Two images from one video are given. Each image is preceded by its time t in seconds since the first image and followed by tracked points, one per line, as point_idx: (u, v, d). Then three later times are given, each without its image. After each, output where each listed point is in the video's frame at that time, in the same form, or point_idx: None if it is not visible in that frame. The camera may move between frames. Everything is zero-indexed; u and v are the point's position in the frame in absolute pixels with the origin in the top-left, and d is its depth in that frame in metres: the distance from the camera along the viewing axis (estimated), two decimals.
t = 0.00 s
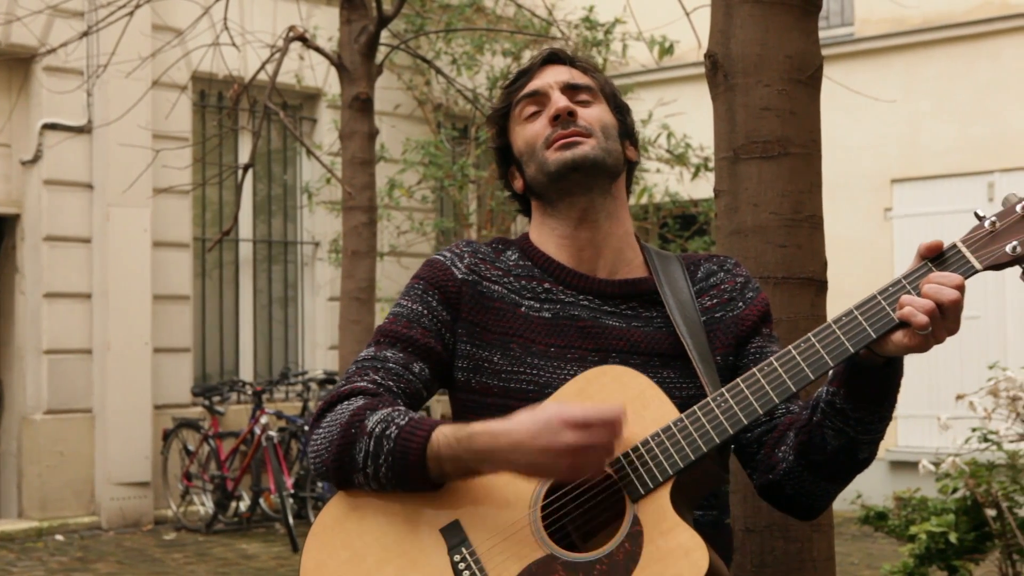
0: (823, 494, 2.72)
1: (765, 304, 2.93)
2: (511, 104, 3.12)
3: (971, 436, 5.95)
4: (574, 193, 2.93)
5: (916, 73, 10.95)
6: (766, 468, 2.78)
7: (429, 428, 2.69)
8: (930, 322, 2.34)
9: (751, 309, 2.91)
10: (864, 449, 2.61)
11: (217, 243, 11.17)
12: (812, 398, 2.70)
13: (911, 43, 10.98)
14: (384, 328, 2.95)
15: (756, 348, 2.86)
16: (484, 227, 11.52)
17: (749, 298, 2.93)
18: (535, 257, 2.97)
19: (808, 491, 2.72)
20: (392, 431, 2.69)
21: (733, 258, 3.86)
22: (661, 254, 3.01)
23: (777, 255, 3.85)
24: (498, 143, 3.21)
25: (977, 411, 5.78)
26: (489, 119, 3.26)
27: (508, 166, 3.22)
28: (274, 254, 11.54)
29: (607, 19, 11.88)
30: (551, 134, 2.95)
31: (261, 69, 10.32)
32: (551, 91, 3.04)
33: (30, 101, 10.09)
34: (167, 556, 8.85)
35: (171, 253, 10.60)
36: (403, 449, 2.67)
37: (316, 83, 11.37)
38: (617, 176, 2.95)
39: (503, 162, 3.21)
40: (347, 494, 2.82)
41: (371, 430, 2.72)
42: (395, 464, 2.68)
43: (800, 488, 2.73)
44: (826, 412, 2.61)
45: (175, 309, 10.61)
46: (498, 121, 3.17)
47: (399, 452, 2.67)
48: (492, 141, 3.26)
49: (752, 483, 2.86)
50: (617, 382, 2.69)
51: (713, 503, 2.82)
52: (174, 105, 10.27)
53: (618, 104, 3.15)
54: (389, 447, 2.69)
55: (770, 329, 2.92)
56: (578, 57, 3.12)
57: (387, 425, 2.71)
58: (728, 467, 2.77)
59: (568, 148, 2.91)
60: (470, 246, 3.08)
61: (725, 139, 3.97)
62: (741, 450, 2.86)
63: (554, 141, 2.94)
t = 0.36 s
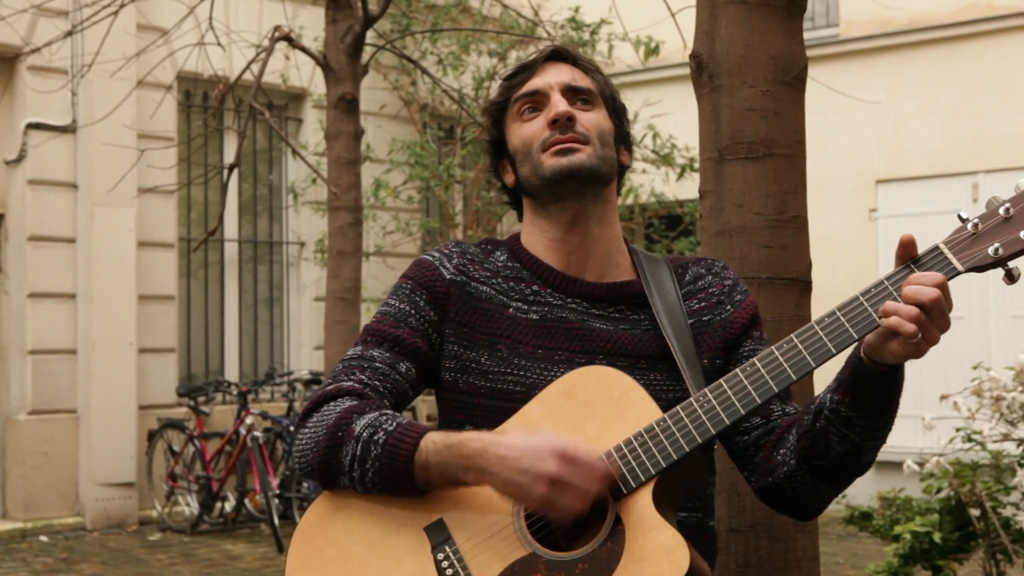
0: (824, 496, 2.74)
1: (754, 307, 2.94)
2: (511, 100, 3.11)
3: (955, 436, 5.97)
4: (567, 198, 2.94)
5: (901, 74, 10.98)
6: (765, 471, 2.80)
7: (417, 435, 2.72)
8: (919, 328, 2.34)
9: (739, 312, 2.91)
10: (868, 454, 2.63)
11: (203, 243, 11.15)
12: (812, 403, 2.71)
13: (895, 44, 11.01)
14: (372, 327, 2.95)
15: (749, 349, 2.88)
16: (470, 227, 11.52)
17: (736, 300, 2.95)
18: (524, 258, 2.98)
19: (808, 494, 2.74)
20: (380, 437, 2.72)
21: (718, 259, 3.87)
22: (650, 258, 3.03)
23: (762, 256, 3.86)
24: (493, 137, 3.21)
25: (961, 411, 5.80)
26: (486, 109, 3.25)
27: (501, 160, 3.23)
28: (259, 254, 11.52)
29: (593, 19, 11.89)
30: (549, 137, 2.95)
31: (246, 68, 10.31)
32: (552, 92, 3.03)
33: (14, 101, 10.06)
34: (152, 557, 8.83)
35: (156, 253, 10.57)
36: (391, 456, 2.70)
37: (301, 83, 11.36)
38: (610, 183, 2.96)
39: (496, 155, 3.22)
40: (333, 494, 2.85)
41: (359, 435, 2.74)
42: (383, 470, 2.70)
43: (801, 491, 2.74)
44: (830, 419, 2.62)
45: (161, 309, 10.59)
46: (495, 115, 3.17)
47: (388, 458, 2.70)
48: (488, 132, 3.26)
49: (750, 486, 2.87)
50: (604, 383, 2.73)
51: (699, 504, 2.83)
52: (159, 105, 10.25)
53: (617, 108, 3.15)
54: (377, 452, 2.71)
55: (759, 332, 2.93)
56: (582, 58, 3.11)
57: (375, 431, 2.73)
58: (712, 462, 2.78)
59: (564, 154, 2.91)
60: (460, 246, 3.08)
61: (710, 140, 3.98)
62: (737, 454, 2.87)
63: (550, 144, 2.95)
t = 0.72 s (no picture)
0: (800, 499, 2.74)
1: (740, 310, 2.95)
2: (510, 98, 3.10)
3: (938, 436, 5.99)
4: (562, 202, 2.94)
5: (885, 75, 11.02)
6: (741, 472, 2.80)
7: (412, 435, 2.72)
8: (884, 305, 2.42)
9: (726, 314, 2.92)
10: (843, 458, 2.65)
11: (188, 243, 11.12)
12: (791, 404, 2.73)
13: (880, 46, 11.05)
14: (363, 325, 2.95)
15: (731, 352, 2.88)
16: (455, 228, 11.52)
17: (723, 303, 2.96)
18: (514, 260, 2.98)
19: (782, 496, 2.74)
20: (375, 436, 2.72)
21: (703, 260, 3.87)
22: (639, 260, 3.04)
23: (746, 256, 3.87)
24: (486, 133, 3.19)
25: (945, 410, 5.81)
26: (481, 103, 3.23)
27: (491, 156, 3.22)
28: (244, 254, 11.50)
29: (578, 20, 11.90)
30: (549, 140, 2.94)
31: (231, 69, 10.29)
32: (554, 96, 3.02)
33: None
34: (136, 558, 8.80)
35: (141, 253, 10.55)
36: (384, 457, 2.70)
37: (287, 83, 11.34)
38: (604, 191, 2.97)
39: (487, 151, 3.20)
40: (322, 493, 2.85)
41: (353, 434, 2.74)
42: (376, 472, 2.71)
43: (775, 493, 2.75)
44: (808, 419, 2.64)
45: (146, 309, 10.56)
46: (491, 110, 3.15)
47: (381, 459, 2.70)
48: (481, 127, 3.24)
49: (726, 488, 2.87)
50: (591, 383, 2.73)
51: (685, 505, 2.84)
52: (143, 104, 10.22)
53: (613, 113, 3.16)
54: (370, 452, 2.71)
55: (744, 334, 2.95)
56: (583, 62, 3.10)
57: (369, 431, 2.73)
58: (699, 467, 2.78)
59: (563, 161, 2.91)
60: (450, 246, 3.08)
61: (695, 140, 3.98)
62: (716, 454, 2.88)
63: (549, 148, 2.94)
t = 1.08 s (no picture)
0: (775, 502, 2.77)
1: (728, 310, 2.97)
2: (514, 94, 3.04)
3: (922, 436, 6.00)
4: (558, 207, 2.93)
5: (871, 76, 11.05)
6: (721, 469, 2.82)
7: (397, 437, 2.72)
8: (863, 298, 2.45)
9: (713, 314, 2.94)
10: (824, 466, 2.65)
11: (173, 243, 11.09)
12: (779, 407, 2.74)
13: (864, 47, 11.08)
14: (349, 330, 2.95)
15: (717, 351, 2.90)
16: (441, 228, 11.51)
17: (711, 303, 2.97)
18: (503, 262, 2.98)
19: (759, 496, 2.77)
20: (360, 440, 2.72)
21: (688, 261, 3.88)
22: (627, 262, 3.03)
23: (731, 256, 3.87)
24: (482, 125, 3.14)
25: (929, 411, 5.83)
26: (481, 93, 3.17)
27: (483, 149, 3.17)
28: (229, 254, 11.48)
29: (565, 21, 11.91)
30: (552, 145, 2.92)
31: (216, 69, 10.28)
32: (560, 99, 2.98)
33: None
34: (120, 559, 8.77)
35: (127, 254, 10.52)
36: (370, 458, 2.70)
37: (272, 83, 11.33)
38: (598, 198, 2.97)
39: (481, 142, 3.16)
40: (312, 497, 2.86)
41: (337, 437, 2.74)
42: (361, 473, 2.71)
43: (752, 492, 2.77)
44: (794, 423, 2.64)
45: (131, 310, 10.54)
46: (491, 102, 3.10)
47: (367, 460, 2.70)
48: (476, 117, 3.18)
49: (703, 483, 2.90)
50: (580, 384, 2.74)
51: (675, 504, 2.86)
52: (128, 104, 10.19)
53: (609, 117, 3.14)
54: (355, 456, 2.71)
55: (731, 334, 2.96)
56: (589, 65, 3.06)
57: (354, 433, 2.73)
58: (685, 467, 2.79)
59: (564, 168, 2.89)
60: (436, 248, 3.08)
61: (680, 141, 3.99)
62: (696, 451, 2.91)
63: (552, 154, 2.91)
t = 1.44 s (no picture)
0: (761, 499, 2.79)
1: (709, 308, 3.01)
2: (522, 90, 2.97)
3: (906, 436, 6.01)
4: (546, 213, 2.94)
5: (855, 77, 11.08)
6: (705, 468, 2.84)
7: (391, 438, 2.71)
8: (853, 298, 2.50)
9: (696, 312, 2.97)
10: (812, 464, 2.69)
11: (157, 243, 11.07)
12: (766, 406, 2.76)
13: (849, 48, 11.10)
14: (332, 331, 2.93)
15: (699, 350, 2.94)
16: (426, 228, 11.50)
17: (693, 301, 3.00)
18: (487, 262, 2.98)
19: (745, 494, 2.79)
20: (353, 442, 2.71)
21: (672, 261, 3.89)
22: (609, 260, 3.05)
23: (715, 257, 3.88)
24: (479, 114, 3.06)
25: (913, 411, 5.83)
26: (478, 80, 3.08)
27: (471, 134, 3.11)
28: (214, 254, 11.45)
29: (550, 21, 11.91)
30: (562, 152, 2.88)
31: (201, 68, 10.26)
32: (572, 105, 2.94)
33: None
34: (104, 560, 8.75)
35: (111, 253, 10.50)
36: (365, 460, 2.69)
37: (257, 83, 11.31)
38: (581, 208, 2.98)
39: (474, 130, 3.09)
40: (299, 501, 2.85)
41: (329, 441, 2.72)
42: (355, 475, 2.70)
43: (739, 491, 2.79)
44: (783, 422, 2.67)
45: (115, 310, 10.50)
46: (493, 94, 3.02)
47: (360, 463, 2.70)
48: (470, 103, 3.11)
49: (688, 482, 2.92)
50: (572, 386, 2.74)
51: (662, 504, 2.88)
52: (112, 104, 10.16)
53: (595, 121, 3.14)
54: (348, 458, 2.70)
55: (711, 332, 3.01)
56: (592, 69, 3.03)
57: (346, 437, 2.72)
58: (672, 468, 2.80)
59: (571, 178, 2.88)
60: (418, 248, 3.07)
61: (664, 141, 4.00)
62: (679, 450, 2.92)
63: (560, 161, 2.89)
